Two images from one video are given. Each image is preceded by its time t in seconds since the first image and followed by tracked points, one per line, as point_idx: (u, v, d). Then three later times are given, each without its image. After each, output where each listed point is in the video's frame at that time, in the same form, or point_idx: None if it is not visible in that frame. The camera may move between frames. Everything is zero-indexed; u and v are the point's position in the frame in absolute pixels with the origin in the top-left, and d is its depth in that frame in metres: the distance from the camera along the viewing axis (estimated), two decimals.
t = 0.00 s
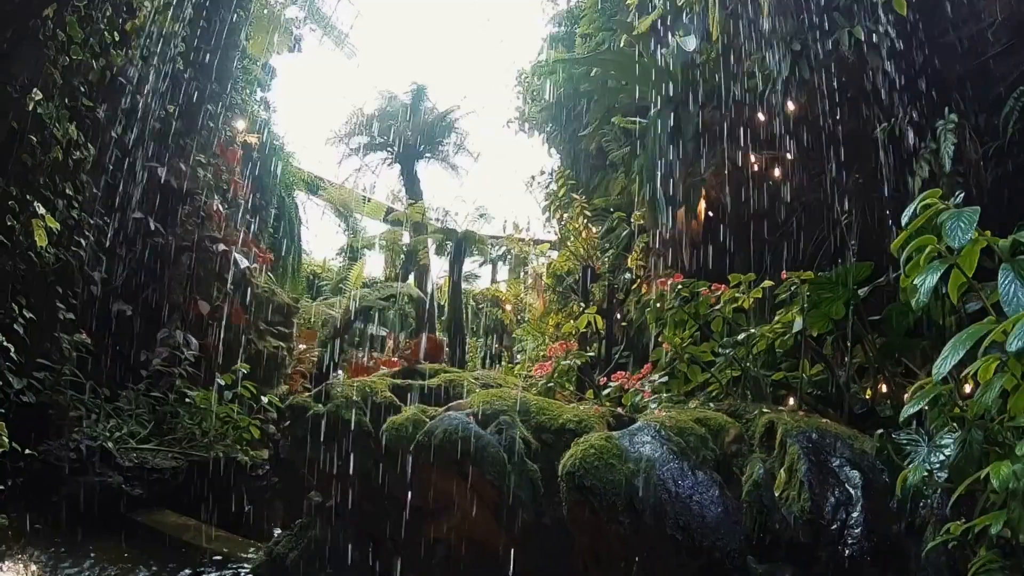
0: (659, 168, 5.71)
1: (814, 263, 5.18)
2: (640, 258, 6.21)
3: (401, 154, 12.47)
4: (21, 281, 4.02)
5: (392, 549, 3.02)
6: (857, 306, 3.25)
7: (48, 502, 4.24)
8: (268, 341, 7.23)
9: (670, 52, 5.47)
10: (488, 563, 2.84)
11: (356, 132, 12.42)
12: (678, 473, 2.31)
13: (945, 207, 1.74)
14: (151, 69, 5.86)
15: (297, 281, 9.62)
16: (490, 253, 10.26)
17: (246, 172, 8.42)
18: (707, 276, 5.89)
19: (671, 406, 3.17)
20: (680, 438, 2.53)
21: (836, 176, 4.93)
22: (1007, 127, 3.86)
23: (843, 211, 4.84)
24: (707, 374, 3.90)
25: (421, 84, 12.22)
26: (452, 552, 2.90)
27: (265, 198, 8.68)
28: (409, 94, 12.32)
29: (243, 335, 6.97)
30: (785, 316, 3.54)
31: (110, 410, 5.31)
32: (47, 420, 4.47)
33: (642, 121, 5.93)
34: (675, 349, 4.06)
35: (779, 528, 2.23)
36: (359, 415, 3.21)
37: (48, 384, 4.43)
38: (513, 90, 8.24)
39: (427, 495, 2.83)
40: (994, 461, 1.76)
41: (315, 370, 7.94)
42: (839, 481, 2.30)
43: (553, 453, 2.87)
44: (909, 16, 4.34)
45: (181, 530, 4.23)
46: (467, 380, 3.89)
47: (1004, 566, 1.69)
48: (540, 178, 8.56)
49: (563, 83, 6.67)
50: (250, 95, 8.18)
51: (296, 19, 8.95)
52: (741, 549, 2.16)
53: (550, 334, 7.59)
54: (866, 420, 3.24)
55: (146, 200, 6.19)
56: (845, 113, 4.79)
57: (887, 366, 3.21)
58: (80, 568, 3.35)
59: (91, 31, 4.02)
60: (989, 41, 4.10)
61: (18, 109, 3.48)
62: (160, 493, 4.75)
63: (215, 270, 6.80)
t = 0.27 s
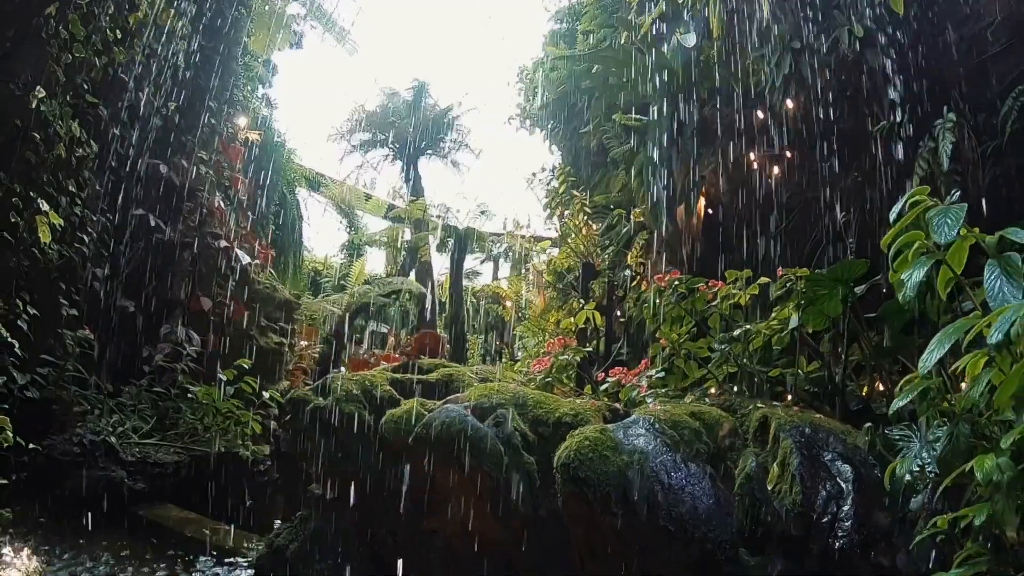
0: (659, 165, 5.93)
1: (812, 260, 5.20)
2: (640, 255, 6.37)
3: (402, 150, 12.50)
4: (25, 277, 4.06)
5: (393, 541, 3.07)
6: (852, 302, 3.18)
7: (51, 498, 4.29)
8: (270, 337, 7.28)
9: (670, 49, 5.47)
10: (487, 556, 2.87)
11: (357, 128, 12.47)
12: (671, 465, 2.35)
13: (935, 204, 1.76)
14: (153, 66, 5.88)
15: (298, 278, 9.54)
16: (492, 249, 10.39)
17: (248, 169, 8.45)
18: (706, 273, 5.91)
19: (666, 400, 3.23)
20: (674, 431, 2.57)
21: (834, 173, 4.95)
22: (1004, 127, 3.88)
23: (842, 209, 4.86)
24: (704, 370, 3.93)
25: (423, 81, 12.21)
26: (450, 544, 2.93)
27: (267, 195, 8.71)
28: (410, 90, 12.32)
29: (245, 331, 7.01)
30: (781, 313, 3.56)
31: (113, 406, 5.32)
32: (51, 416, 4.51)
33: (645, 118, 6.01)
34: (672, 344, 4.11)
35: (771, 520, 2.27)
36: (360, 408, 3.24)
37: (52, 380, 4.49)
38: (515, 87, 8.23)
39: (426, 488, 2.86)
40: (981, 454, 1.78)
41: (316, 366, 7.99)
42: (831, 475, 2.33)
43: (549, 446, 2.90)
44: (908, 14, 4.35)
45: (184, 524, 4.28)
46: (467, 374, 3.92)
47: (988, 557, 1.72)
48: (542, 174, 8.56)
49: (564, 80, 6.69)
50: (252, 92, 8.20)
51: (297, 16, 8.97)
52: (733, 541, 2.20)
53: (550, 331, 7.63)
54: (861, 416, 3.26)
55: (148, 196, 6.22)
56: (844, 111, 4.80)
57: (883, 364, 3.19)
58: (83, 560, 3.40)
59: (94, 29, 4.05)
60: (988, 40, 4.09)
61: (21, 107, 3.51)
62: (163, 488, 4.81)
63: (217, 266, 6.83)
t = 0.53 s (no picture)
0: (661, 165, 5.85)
1: (810, 258, 5.22)
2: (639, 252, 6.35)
3: (404, 147, 12.50)
4: (28, 274, 4.10)
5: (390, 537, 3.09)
6: (849, 300, 3.19)
7: (49, 491, 4.33)
8: (271, 333, 7.30)
9: (669, 48, 5.47)
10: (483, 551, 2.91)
11: (359, 125, 12.50)
12: (665, 458, 2.39)
13: (924, 202, 1.78)
14: (155, 64, 5.91)
15: (300, 275, 9.56)
16: (493, 246, 10.31)
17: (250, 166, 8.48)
18: (704, 271, 5.95)
19: (662, 396, 3.25)
20: (669, 426, 2.58)
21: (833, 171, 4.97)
22: (1003, 126, 3.90)
23: (840, 208, 4.88)
24: (701, 367, 3.95)
25: (424, 78, 12.21)
26: (447, 538, 2.95)
27: (269, 192, 8.74)
28: (412, 87, 12.35)
29: (246, 326, 7.05)
30: (777, 311, 3.58)
31: (115, 402, 5.36)
32: (53, 412, 4.52)
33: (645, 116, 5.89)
34: (670, 341, 4.14)
35: (763, 515, 2.30)
36: (360, 402, 3.28)
37: (54, 376, 4.48)
38: (517, 84, 8.23)
39: (425, 482, 2.89)
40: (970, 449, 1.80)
41: (318, 363, 8.03)
42: (823, 470, 2.37)
43: (546, 441, 2.94)
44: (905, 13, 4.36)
45: (185, 518, 4.33)
46: (466, 369, 3.97)
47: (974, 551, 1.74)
48: (544, 171, 8.57)
49: (564, 78, 6.71)
50: (254, 89, 8.22)
51: (299, 13, 8.99)
52: (725, 534, 2.24)
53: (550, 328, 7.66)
54: (857, 413, 3.29)
55: (151, 194, 6.26)
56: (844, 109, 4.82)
57: (880, 362, 3.22)
58: (85, 554, 3.44)
59: (96, 28, 4.08)
60: (987, 39, 4.14)
61: (23, 105, 3.55)
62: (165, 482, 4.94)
63: (218, 263, 6.87)
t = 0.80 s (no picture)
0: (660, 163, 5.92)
1: (808, 256, 5.24)
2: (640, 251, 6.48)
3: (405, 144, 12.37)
4: (30, 271, 4.14)
5: (389, 529, 3.13)
6: (845, 298, 3.21)
7: (55, 487, 4.38)
8: (271, 330, 7.34)
9: (669, 46, 5.48)
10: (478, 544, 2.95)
11: (360, 123, 12.41)
12: (657, 453, 2.47)
13: (910, 201, 1.80)
14: (157, 62, 5.94)
15: (301, 271, 9.53)
16: (495, 243, 10.41)
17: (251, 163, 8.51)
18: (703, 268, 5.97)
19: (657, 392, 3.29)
20: (661, 421, 2.65)
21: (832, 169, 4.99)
22: (999, 126, 3.91)
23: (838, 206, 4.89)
24: (697, 363, 3.99)
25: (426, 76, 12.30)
26: (443, 531, 2.98)
27: (270, 189, 8.77)
28: (413, 85, 12.39)
29: (247, 323, 7.08)
30: (773, 308, 3.62)
31: (117, 397, 5.41)
32: (56, 407, 4.59)
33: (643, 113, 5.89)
34: (666, 338, 4.18)
35: (754, 509, 2.36)
36: (358, 397, 3.32)
37: (57, 371, 4.56)
38: (518, 82, 8.24)
39: (421, 475, 2.93)
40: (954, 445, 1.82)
41: (318, 360, 8.06)
42: (814, 466, 2.40)
43: (541, 435, 2.98)
44: (903, 13, 4.36)
45: (185, 512, 4.37)
46: (464, 365, 4.01)
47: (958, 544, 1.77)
48: (545, 168, 8.59)
49: (565, 76, 6.72)
50: (255, 86, 8.24)
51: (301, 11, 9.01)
52: (714, 527, 2.32)
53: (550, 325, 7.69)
54: (852, 410, 3.31)
55: (153, 191, 6.30)
56: (843, 108, 4.83)
57: (875, 360, 3.25)
58: (87, 547, 3.49)
59: (99, 26, 4.12)
60: (985, 38, 4.12)
61: (27, 104, 3.59)
62: (166, 476, 4.95)
63: (219, 259, 6.91)
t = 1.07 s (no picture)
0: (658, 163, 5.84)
1: (806, 254, 5.27)
2: (637, 249, 6.60)
3: (405, 141, 12.46)
4: (32, 267, 4.17)
5: (386, 522, 3.18)
6: (839, 296, 3.23)
7: (57, 483, 4.42)
8: (271, 325, 7.37)
9: (669, 44, 5.54)
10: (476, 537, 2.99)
11: (361, 120, 12.48)
12: (647, 449, 2.53)
13: (897, 201, 1.81)
14: (158, 59, 5.96)
15: (302, 268, 9.57)
16: (495, 240, 10.41)
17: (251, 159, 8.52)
18: (701, 266, 6.00)
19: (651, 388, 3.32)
20: (653, 417, 2.74)
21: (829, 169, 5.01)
22: (996, 125, 3.91)
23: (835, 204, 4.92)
24: (692, 360, 4.03)
25: (426, 73, 12.32)
26: (439, 524, 3.02)
27: (270, 185, 8.79)
28: (414, 82, 12.40)
29: (247, 319, 7.12)
30: (768, 306, 3.64)
31: (117, 392, 5.47)
32: (57, 402, 4.62)
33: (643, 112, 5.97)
34: (661, 335, 4.21)
35: (743, 504, 2.41)
36: (355, 393, 3.36)
37: (58, 366, 4.61)
38: (518, 79, 8.25)
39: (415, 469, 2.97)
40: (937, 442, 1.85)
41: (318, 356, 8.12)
42: (803, 462, 2.44)
43: (535, 430, 3.02)
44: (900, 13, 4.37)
45: (185, 506, 4.39)
46: (460, 361, 4.05)
47: (943, 538, 1.81)
48: (545, 165, 8.61)
49: (565, 74, 6.74)
50: (256, 83, 8.26)
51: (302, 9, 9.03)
52: (703, 522, 2.38)
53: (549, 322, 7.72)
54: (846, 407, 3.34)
55: (154, 187, 6.33)
56: (840, 108, 4.85)
57: (869, 358, 3.27)
58: (89, 539, 3.54)
59: (101, 25, 4.15)
60: (982, 39, 4.13)
61: (29, 101, 3.62)
62: (166, 471, 4.98)
63: (220, 255, 6.95)
